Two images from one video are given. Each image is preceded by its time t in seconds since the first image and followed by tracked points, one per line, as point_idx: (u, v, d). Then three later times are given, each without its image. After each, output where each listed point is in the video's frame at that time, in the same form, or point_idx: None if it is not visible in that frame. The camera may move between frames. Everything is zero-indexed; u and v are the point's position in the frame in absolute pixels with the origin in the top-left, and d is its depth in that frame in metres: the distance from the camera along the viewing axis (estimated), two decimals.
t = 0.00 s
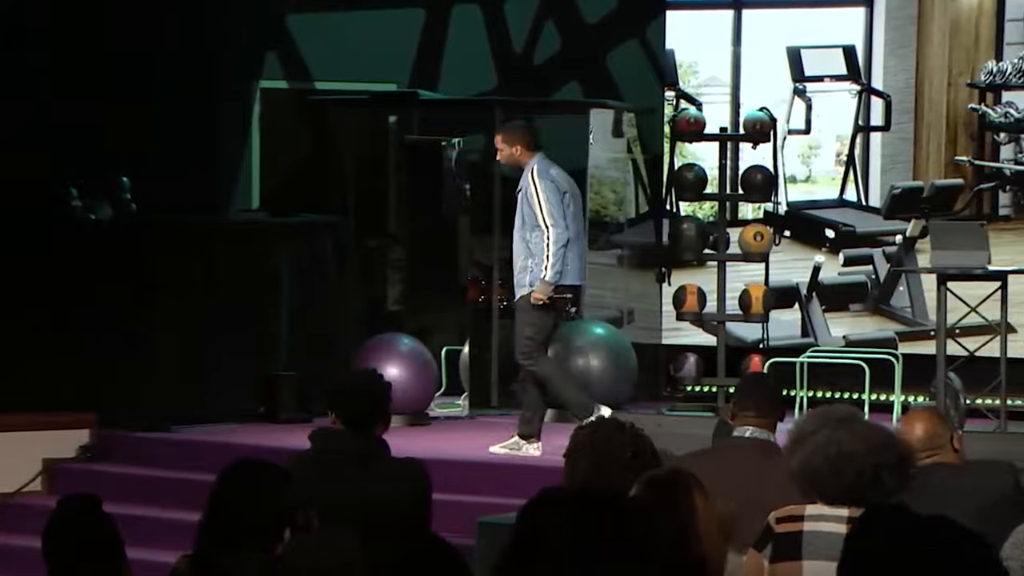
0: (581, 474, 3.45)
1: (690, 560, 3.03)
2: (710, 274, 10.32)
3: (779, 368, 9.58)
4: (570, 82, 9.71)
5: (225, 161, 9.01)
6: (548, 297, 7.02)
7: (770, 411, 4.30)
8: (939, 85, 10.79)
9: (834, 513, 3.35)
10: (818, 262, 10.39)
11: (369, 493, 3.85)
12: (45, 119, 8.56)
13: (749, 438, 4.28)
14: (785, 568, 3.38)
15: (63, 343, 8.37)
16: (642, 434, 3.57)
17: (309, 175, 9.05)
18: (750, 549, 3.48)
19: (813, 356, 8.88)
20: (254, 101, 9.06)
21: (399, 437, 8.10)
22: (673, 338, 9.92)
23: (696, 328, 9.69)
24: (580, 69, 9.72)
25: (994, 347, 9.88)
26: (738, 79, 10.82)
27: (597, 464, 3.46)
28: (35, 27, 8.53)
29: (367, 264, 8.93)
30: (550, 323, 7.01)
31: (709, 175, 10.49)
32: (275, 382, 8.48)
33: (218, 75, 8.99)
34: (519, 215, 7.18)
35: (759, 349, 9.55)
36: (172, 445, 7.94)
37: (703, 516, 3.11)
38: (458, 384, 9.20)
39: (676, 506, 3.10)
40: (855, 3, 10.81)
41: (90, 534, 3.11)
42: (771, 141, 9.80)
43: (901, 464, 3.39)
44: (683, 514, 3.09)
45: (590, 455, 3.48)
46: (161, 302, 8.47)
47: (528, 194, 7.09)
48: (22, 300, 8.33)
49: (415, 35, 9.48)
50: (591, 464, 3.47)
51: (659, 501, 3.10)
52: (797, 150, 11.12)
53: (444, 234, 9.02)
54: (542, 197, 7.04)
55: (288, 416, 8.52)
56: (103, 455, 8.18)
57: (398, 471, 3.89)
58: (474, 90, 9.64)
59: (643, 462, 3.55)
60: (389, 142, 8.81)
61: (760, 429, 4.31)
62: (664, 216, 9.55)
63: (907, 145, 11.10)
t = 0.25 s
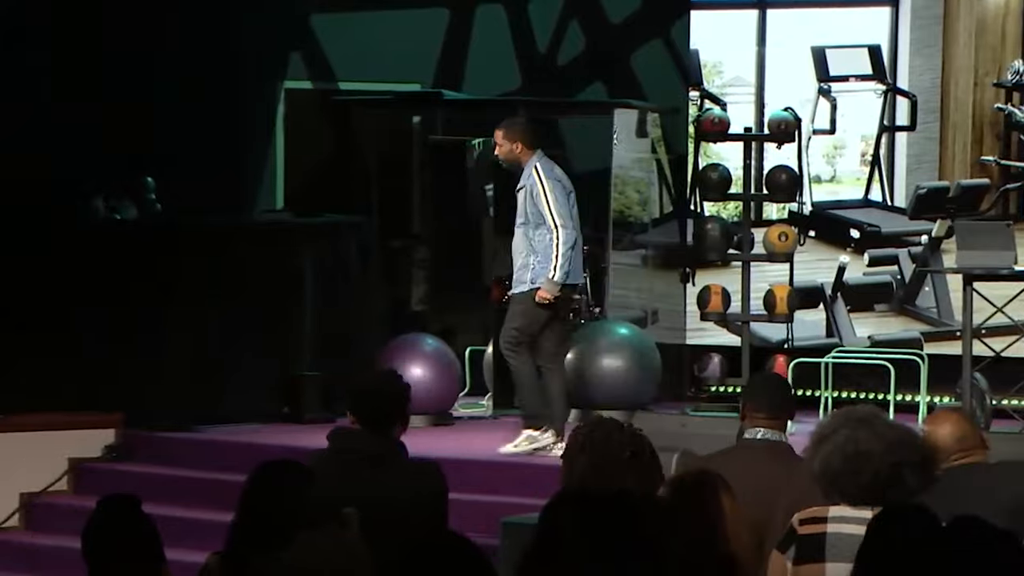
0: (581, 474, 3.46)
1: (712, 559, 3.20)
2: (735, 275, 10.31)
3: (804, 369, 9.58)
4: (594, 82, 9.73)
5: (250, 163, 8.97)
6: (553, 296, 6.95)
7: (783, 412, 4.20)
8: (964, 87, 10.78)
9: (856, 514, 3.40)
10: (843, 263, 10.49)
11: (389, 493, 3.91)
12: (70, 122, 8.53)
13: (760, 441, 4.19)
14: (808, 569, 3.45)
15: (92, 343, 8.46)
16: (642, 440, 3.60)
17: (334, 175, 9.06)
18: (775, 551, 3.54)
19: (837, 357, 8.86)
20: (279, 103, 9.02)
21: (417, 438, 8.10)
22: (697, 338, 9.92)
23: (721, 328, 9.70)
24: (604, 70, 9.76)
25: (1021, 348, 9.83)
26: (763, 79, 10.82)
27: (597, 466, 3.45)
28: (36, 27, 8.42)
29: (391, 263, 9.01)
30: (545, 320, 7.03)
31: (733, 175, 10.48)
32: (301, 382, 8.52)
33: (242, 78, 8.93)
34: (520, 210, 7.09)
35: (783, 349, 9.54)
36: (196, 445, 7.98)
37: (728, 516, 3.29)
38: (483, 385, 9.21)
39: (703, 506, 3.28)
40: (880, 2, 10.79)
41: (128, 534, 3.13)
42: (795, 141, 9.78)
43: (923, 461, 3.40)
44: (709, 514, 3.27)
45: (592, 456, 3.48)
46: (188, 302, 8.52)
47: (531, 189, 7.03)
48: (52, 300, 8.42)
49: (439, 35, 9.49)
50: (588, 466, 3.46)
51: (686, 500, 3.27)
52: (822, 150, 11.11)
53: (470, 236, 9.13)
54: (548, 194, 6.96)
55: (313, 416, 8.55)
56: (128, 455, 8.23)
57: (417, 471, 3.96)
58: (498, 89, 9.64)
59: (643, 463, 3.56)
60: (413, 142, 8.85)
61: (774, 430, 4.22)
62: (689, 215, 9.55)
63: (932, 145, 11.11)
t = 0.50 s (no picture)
0: (589, 473, 3.64)
1: (734, 559, 3.30)
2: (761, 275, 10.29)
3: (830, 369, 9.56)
4: (619, 82, 9.74)
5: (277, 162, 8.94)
6: (552, 302, 6.91)
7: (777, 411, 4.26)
8: (991, 86, 10.85)
9: (882, 516, 3.39)
10: (868, 263, 10.33)
11: (420, 494, 3.89)
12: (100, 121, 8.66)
13: (754, 441, 4.25)
14: (833, 571, 3.41)
15: (120, 343, 8.47)
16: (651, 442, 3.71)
17: (360, 174, 9.06)
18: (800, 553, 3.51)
19: (864, 358, 8.83)
20: (305, 103, 9.04)
21: (439, 437, 8.14)
22: (723, 339, 9.90)
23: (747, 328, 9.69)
24: (628, 70, 9.76)
25: None
26: (789, 79, 11.02)
27: (605, 463, 3.64)
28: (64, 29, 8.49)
29: (416, 263, 9.03)
30: (546, 327, 6.99)
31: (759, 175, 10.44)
32: (327, 382, 8.55)
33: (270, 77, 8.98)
34: (516, 216, 7.08)
35: (809, 350, 9.52)
36: (225, 445, 8.00)
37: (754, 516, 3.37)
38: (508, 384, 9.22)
39: (727, 507, 3.36)
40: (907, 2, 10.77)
41: (196, 530, 3.07)
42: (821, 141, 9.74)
43: (954, 463, 3.48)
44: (735, 515, 3.35)
45: (600, 455, 3.66)
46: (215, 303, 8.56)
47: (528, 196, 7.02)
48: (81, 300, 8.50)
49: (463, 35, 9.50)
50: (597, 461, 3.65)
51: (710, 501, 3.35)
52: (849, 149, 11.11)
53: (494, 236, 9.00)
54: (547, 200, 6.95)
55: (339, 416, 8.59)
56: (154, 454, 8.23)
57: (446, 473, 3.94)
58: (524, 87, 9.65)
59: (649, 461, 3.66)
60: (439, 142, 8.87)
61: (766, 432, 4.28)
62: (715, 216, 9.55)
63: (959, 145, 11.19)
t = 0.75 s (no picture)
0: (611, 474, 3.64)
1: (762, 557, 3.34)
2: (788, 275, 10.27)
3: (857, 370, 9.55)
4: (645, 82, 9.77)
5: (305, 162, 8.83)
6: (542, 303, 6.92)
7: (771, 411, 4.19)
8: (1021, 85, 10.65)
9: (910, 516, 3.36)
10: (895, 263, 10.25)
11: (450, 494, 3.92)
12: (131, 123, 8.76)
13: (750, 442, 4.18)
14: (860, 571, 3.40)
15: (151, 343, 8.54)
16: (667, 443, 3.70)
17: (389, 172, 9.01)
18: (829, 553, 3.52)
19: (891, 359, 8.80)
20: (332, 104, 8.90)
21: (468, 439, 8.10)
22: (750, 339, 9.89)
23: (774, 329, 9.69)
24: (655, 70, 9.81)
25: None
26: (817, 79, 10.84)
27: (625, 463, 3.64)
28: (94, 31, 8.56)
29: (443, 263, 8.97)
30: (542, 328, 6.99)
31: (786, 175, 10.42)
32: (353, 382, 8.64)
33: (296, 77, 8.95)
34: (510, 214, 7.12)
35: (836, 350, 9.51)
36: (252, 444, 8.01)
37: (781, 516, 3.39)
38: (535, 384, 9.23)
39: (757, 505, 3.37)
40: None
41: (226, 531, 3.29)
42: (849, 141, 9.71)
43: (978, 468, 3.45)
44: (762, 513, 3.37)
45: (619, 454, 3.66)
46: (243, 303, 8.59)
47: (523, 195, 7.05)
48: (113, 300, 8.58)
49: (490, 35, 9.45)
50: (618, 463, 3.65)
51: (739, 502, 3.35)
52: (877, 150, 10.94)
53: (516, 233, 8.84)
54: (540, 199, 6.98)
55: (367, 416, 8.67)
56: (182, 454, 8.28)
57: (478, 473, 3.95)
58: (551, 89, 9.62)
59: (670, 463, 3.67)
60: (466, 142, 8.83)
61: (762, 432, 4.21)
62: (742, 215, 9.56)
63: (988, 144, 10.91)
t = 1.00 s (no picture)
0: (641, 474, 3.68)
1: (798, 558, 3.22)
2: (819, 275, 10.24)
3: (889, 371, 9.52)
4: (675, 83, 9.77)
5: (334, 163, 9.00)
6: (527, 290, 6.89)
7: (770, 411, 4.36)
8: None
9: (938, 514, 3.28)
10: (927, 263, 10.15)
11: (486, 494, 3.88)
12: (165, 121, 8.84)
13: (753, 442, 4.32)
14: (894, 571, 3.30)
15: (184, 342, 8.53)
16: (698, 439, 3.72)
17: (419, 172, 9.02)
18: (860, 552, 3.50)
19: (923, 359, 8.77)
20: (362, 104, 9.07)
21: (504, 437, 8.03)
22: (781, 339, 9.86)
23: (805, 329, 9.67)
24: (686, 70, 9.80)
25: None
26: (849, 78, 10.62)
27: (655, 462, 3.67)
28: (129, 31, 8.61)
29: (474, 263, 8.97)
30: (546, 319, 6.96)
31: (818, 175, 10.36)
32: (384, 382, 8.62)
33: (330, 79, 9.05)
34: (521, 210, 7.09)
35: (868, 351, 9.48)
36: (285, 444, 8.03)
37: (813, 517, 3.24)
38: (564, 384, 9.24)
39: (786, 509, 3.24)
40: None
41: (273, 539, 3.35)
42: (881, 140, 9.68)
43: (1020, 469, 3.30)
44: (793, 517, 3.23)
45: (653, 456, 3.69)
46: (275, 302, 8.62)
47: (533, 191, 7.02)
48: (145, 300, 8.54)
49: (520, 35, 9.51)
50: (649, 463, 3.68)
51: (766, 504, 3.25)
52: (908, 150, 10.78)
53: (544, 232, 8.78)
54: (550, 194, 6.95)
55: (397, 416, 8.65)
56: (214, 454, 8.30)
57: (512, 472, 3.92)
58: (580, 89, 9.66)
59: (701, 462, 3.69)
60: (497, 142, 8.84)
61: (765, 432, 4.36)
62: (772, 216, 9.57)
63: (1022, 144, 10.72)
